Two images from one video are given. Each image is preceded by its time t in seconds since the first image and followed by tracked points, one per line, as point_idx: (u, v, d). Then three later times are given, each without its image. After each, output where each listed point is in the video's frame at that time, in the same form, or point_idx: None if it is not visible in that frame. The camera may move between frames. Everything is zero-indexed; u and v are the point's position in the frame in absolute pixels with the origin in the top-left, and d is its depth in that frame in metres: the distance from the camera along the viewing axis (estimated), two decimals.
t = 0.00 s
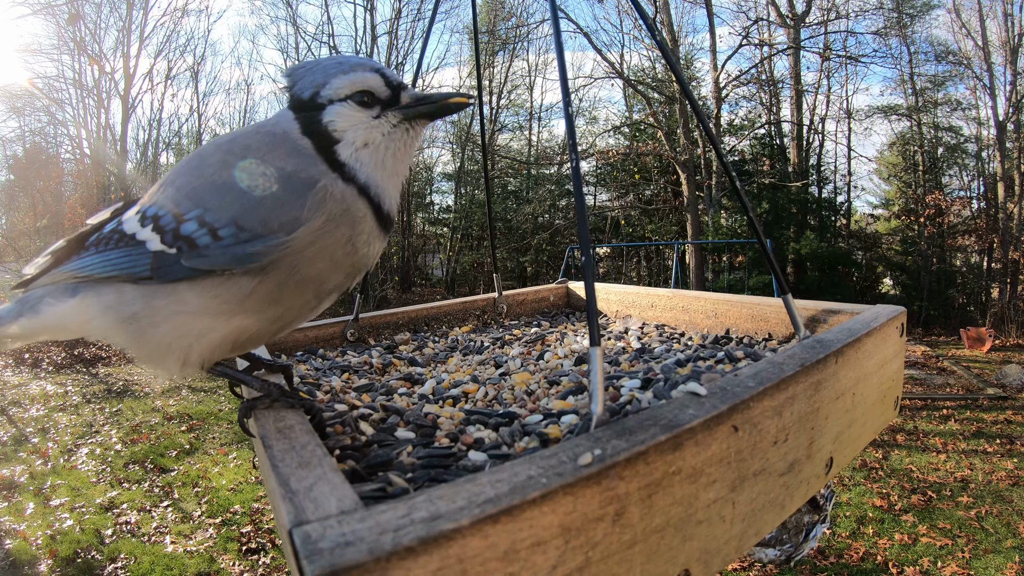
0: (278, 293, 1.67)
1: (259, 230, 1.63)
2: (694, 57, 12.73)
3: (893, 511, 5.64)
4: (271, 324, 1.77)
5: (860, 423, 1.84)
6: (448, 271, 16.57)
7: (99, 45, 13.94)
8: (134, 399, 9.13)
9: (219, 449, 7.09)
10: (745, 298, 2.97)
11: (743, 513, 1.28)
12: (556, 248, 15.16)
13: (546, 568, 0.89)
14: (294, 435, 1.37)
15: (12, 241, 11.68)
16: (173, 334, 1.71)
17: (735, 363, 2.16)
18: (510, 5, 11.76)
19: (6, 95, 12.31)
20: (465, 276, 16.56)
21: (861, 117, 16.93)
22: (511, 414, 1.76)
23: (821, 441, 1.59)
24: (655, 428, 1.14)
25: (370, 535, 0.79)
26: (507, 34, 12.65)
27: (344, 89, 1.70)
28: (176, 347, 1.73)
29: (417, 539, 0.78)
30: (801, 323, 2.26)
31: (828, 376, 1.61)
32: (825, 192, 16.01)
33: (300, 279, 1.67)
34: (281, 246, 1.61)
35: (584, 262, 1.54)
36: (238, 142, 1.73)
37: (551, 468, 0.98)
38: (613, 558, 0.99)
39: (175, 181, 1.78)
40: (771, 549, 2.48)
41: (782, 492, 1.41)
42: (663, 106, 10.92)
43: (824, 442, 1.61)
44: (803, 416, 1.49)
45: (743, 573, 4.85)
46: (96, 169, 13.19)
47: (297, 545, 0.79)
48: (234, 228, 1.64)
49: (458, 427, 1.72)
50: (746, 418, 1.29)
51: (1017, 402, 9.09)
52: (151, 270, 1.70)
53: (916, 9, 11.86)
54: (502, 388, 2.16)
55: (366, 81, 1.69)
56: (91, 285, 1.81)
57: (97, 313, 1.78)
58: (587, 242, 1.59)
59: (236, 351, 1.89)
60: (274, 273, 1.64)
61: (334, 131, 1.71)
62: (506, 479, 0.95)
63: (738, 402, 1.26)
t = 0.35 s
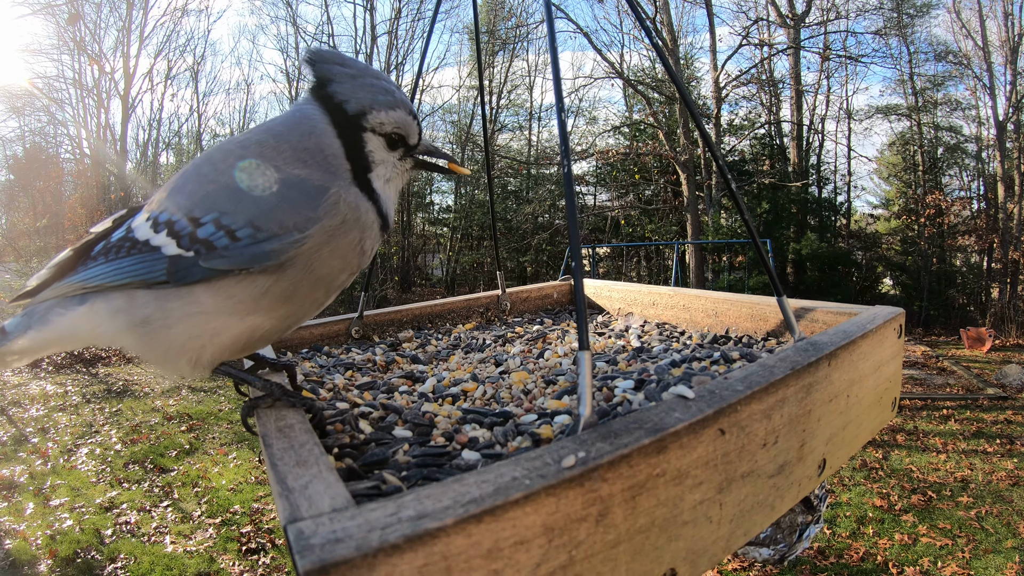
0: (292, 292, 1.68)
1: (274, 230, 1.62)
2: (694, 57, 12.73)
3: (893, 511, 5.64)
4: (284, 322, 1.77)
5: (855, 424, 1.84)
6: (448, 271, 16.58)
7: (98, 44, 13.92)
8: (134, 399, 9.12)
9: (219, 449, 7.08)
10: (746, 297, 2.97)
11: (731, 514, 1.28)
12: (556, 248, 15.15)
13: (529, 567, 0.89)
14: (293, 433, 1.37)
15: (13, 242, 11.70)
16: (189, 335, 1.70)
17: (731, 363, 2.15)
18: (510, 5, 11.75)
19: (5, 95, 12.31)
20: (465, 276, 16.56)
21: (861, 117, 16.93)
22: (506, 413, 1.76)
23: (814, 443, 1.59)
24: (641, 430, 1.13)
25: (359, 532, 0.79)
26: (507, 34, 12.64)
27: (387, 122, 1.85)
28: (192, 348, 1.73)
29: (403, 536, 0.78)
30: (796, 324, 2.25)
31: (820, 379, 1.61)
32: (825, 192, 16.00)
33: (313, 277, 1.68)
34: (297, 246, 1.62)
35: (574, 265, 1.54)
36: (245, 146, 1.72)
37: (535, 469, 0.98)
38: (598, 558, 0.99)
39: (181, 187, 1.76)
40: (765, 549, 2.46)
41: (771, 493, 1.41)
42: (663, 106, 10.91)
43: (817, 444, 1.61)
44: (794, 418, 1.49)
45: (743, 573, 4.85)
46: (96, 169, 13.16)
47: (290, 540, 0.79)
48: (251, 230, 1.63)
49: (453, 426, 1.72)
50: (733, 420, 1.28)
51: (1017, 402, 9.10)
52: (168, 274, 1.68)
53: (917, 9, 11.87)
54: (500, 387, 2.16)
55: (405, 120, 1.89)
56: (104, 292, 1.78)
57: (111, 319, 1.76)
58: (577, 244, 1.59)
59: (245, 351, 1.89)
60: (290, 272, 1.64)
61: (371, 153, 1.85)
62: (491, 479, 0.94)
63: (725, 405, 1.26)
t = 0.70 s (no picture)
0: (286, 292, 1.67)
1: (268, 229, 1.62)
2: (694, 57, 12.73)
3: (893, 511, 5.65)
4: (278, 322, 1.77)
5: (862, 423, 1.84)
6: (448, 271, 16.59)
7: (99, 44, 13.94)
8: (134, 399, 9.13)
9: (219, 449, 7.09)
10: (747, 298, 2.97)
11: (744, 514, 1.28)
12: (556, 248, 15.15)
13: (544, 568, 0.89)
14: (294, 435, 1.37)
15: (13, 242, 11.72)
16: (181, 335, 1.70)
17: (736, 364, 2.15)
18: (511, 5, 11.75)
19: (6, 95, 12.33)
20: (465, 276, 16.56)
21: (861, 117, 16.92)
22: (512, 414, 1.76)
23: (823, 442, 1.59)
24: (654, 428, 1.14)
25: (367, 535, 0.79)
26: (507, 34, 12.65)
27: (387, 139, 1.72)
28: (186, 348, 1.72)
29: (414, 539, 0.77)
30: (802, 323, 2.25)
31: (830, 377, 1.61)
32: (826, 192, 16.00)
33: (307, 278, 1.67)
34: (290, 245, 1.62)
35: (583, 262, 1.54)
36: (246, 139, 1.73)
37: (549, 468, 0.98)
38: (613, 559, 0.99)
39: (181, 183, 1.78)
40: (773, 551, 2.47)
41: (783, 493, 1.41)
42: (663, 106, 10.91)
43: (827, 443, 1.61)
44: (805, 417, 1.49)
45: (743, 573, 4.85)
46: (96, 169, 13.16)
47: (294, 545, 0.79)
48: (246, 227, 1.64)
49: (458, 427, 1.72)
50: (746, 418, 1.28)
51: (1017, 402, 9.09)
52: (160, 274, 1.68)
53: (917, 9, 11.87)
54: (503, 389, 2.16)
55: (409, 141, 1.75)
56: (95, 292, 1.80)
57: (103, 319, 1.77)
58: (586, 242, 1.59)
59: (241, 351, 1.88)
60: (283, 272, 1.64)
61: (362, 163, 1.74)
62: (504, 480, 0.94)
63: (739, 402, 1.26)
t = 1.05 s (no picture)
0: (244, 298, 1.70)
1: (247, 233, 1.68)
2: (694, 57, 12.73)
3: (893, 511, 5.65)
4: (230, 331, 1.78)
5: (866, 420, 1.85)
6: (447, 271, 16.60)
7: (98, 44, 13.93)
8: (134, 399, 9.12)
9: (219, 449, 7.08)
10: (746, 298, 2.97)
11: (756, 510, 1.28)
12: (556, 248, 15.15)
13: (567, 568, 0.89)
14: (302, 438, 1.37)
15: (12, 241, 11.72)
16: (142, 324, 1.72)
17: (741, 362, 2.15)
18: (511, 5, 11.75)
19: (6, 96, 12.33)
20: (464, 276, 16.56)
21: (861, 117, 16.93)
22: (519, 414, 1.76)
23: (830, 438, 1.60)
24: (671, 425, 1.14)
25: (391, 538, 0.79)
26: (507, 34, 12.64)
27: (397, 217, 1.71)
28: (143, 339, 1.73)
29: (440, 542, 0.77)
30: (805, 321, 2.25)
31: (835, 373, 1.61)
32: (825, 193, 15.99)
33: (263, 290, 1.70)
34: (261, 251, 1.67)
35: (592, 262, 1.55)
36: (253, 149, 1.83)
37: (570, 467, 0.98)
38: (632, 558, 0.99)
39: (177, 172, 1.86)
40: (778, 548, 2.48)
41: (793, 489, 1.42)
42: (663, 106, 10.91)
43: (832, 439, 1.62)
44: (812, 413, 1.50)
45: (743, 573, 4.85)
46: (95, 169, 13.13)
47: (316, 550, 0.79)
48: (226, 227, 1.70)
49: (465, 428, 1.72)
50: (759, 415, 1.28)
51: (1017, 402, 9.09)
52: (136, 258, 1.74)
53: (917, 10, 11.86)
54: (507, 389, 2.16)
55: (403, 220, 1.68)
56: (74, 271, 1.85)
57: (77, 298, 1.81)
58: (598, 241, 1.61)
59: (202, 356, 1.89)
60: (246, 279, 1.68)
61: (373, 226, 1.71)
62: (525, 479, 0.95)
63: (752, 398, 1.26)
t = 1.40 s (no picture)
0: (278, 277, 1.70)
1: (257, 220, 1.65)
2: (694, 57, 12.73)
3: (893, 511, 5.65)
4: (275, 306, 1.80)
5: (857, 425, 1.84)
6: (448, 271, 16.62)
7: (99, 45, 13.95)
8: (134, 399, 9.13)
9: (219, 449, 7.09)
10: (745, 298, 2.97)
11: (735, 515, 1.28)
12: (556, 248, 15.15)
13: (533, 568, 0.89)
14: (291, 433, 1.37)
15: (13, 242, 11.77)
16: (187, 324, 1.74)
17: (732, 364, 2.16)
18: (511, 5, 11.76)
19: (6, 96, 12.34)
20: (465, 277, 16.59)
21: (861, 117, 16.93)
22: (507, 414, 1.76)
23: (817, 443, 1.59)
24: (645, 429, 1.14)
25: (358, 533, 0.79)
26: (507, 34, 12.64)
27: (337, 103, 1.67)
28: (191, 335, 1.75)
29: (404, 537, 0.78)
30: (797, 324, 2.25)
31: (823, 379, 1.61)
32: (826, 193, 15.99)
33: (294, 262, 1.69)
34: (277, 232, 1.64)
35: (577, 264, 1.54)
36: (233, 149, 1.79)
37: (539, 469, 0.98)
38: (601, 559, 0.99)
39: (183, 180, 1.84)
40: (767, 551, 2.48)
41: (775, 494, 1.41)
42: (663, 106, 10.91)
43: (820, 444, 1.61)
44: (797, 418, 1.49)
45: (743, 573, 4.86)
46: (96, 170, 13.10)
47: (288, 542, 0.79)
48: (236, 221, 1.67)
49: (454, 426, 1.72)
50: (737, 420, 1.28)
51: (1017, 402, 9.10)
52: (165, 266, 1.73)
53: (917, 10, 11.85)
54: (500, 388, 2.15)
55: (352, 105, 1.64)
56: (113, 287, 1.82)
57: (120, 311, 1.81)
58: (580, 242, 1.59)
59: (245, 337, 1.92)
60: (272, 259, 1.67)
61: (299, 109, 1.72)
62: (493, 479, 0.95)
63: (729, 404, 1.26)
